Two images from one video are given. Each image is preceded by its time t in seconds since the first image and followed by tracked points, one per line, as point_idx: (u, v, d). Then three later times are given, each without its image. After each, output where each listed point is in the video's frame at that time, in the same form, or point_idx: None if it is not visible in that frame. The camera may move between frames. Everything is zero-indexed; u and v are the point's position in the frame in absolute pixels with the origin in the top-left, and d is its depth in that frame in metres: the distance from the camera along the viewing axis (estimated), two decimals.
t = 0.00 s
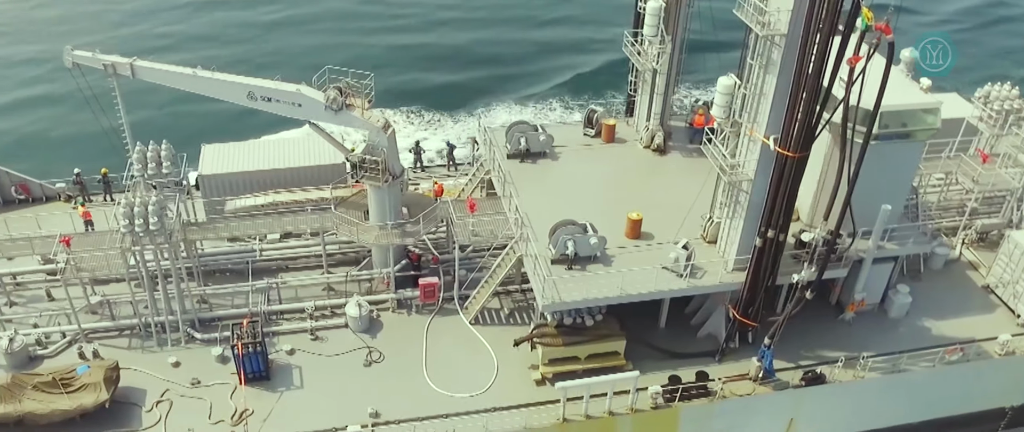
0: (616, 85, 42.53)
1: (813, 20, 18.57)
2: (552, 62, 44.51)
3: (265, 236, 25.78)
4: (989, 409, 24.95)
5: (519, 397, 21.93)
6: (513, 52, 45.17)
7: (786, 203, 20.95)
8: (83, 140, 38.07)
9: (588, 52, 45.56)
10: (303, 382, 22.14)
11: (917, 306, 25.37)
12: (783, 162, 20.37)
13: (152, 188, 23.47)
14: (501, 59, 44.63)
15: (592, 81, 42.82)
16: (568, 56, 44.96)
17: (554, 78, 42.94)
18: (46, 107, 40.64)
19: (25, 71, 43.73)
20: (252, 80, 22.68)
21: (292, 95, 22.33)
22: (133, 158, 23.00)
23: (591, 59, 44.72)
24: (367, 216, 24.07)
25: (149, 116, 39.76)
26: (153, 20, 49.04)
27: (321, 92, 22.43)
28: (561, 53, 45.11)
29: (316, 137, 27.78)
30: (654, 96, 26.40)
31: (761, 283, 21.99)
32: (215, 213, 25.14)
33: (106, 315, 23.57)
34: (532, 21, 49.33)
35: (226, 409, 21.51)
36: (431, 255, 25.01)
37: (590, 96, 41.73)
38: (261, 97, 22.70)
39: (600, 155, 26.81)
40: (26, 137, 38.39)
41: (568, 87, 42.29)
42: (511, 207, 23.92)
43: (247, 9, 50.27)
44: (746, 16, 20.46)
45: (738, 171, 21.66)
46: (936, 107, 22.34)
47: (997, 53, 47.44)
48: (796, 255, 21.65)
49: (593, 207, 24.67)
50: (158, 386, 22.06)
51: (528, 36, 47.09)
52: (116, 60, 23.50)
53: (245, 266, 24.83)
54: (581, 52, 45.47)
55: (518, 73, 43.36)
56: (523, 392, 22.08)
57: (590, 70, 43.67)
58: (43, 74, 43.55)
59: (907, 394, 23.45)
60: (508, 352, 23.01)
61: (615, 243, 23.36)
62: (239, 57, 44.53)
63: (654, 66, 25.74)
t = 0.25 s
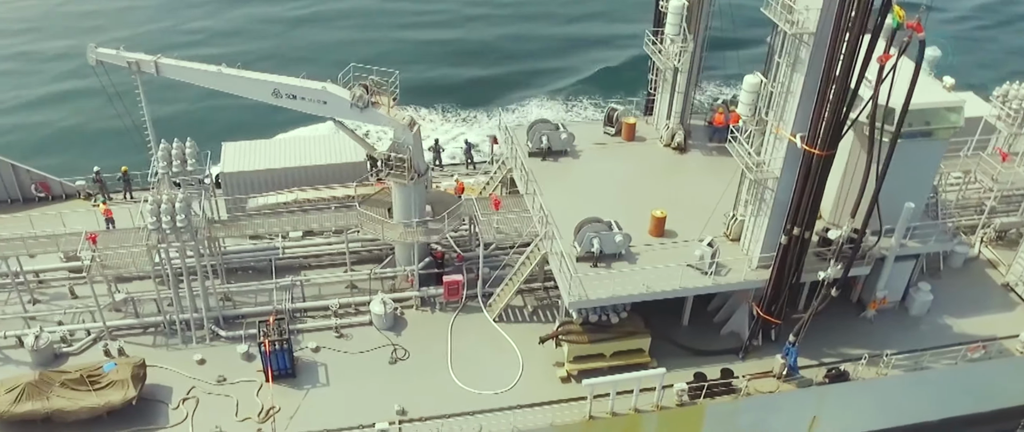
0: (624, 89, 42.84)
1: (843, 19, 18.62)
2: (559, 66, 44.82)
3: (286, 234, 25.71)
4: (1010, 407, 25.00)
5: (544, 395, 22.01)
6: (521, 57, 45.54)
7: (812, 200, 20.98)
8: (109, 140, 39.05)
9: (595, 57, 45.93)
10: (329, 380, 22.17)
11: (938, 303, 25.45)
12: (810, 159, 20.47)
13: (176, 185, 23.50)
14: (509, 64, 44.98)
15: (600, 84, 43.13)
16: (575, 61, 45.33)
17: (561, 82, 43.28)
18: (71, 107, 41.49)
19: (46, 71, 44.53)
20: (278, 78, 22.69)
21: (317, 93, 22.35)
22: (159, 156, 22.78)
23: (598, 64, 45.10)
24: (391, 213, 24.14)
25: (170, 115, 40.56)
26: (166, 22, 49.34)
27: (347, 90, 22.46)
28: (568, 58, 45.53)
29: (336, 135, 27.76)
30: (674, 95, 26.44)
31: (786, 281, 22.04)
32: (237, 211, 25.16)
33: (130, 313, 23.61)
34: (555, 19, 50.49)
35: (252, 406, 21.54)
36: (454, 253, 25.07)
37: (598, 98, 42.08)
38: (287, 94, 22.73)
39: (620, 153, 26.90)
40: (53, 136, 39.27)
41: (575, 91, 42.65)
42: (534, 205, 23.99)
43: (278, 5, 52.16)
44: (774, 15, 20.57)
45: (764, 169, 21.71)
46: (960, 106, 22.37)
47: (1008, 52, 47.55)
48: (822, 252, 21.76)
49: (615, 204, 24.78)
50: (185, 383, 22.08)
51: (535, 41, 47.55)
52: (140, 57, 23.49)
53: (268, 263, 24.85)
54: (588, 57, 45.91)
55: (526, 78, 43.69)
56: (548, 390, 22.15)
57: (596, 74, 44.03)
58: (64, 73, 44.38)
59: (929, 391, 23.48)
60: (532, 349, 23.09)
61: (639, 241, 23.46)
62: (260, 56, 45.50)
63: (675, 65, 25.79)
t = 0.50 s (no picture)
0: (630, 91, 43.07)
1: (868, 17, 18.67)
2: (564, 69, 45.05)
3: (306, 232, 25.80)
4: None
5: (566, 392, 22.05)
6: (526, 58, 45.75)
7: (834, 198, 20.97)
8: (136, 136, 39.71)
9: (600, 59, 46.15)
10: (350, 377, 22.20)
11: (955, 302, 25.50)
12: (832, 157, 20.47)
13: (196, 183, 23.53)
14: (514, 67, 45.22)
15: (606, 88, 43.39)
16: (580, 64, 45.57)
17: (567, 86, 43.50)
18: (97, 105, 42.11)
19: (72, 71, 45.22)
20: (300, 75, 22.73)
21: (339, 90, 22.35)
22: (179, 154, 23.00)
23: (604, 67, 45.32)
24: (410, 211, 24.17)
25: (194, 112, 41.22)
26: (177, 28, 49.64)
27: (368, 88, 22.49)
28: (573, 62, 45.78)
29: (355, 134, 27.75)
30: (692, 94, 26.49)
31: (806, 279, 22.09)
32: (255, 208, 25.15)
33: (150, 310, 23.61)
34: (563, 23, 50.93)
35: (274, 403, 21.56)
36: (473, 251, 25.11)
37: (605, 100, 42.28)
38: (307, 92, 22.74)
39: (637, 151, 26.96)
40: (81, 132, 39.84)
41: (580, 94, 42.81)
42: (553, 203, 24.03)
43: (297, 2, 53.51)
44: (797, 13, 20.65)
45: (786, 167, 21.73)
46: (978, 104, 22.36)
47: (1016, 58, 47.90)
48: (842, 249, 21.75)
49: (634, 203, 24.80)
50: (207, 380, 22.10)
51: (541, 44, 47.84)
52: (161, 55, 23.51)
53: (288, 261, 24.86)
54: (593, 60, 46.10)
55: (532, 81, 43.90)
56: (570, 387, 22.20)
57: (602, 77, 44.25)
58: (88, 73, 45.08)
59: (948, 389, 23.51)
60: (553, 347, 23.12)
61: (659, 239, 23.55)
62: (284, 53, 46.57)
63: (692, 63, 25.84)
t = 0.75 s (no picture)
0: (639, 88, 43.22)
1: (902, 14, 18.71)
2: (574, 67, 45.17)
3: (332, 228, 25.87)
4: None
5: (595, 388, 22.11)
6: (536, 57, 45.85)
7: (863, 195, 20.99)
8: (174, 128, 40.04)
9: (610, 58, 46.35)
10: (379, 373, 22.21)
11: (978, 299, 25.58)
12: (862, 153, 20.45)
13: (223, 179, 23.54)
14: (527, 65, 45.28)
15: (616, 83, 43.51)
16: (594, 62, 45.64)
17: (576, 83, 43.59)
18: (128, 99, 42.28)
19: (96, 66, 45.19)
20: (328, 71, 22.75)
21: (368, 86, 22.37)
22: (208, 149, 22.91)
23: (613, 65, 45.46)
24: (437, 207, 24.20)
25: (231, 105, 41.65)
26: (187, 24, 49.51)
27: (397, 84, 22.53)
28: (587, 60, 45.88)
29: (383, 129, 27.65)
30: (715, 92, 26.55)
31: (833, 276, 22.15)
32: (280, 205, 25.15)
33: (176, 307, 23.62)
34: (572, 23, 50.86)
35: (304, 399, 21.56)
36: (499, 248, 24.91)
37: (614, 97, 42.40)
38: (336, 88, 22.76)
39: (660, 148, 27.04)
40: (105, 126, 39.79)
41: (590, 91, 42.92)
42: (579, 200, 24.10)
43: None
44: (829, 9, 20.68)
45: (815, 163, 21.73)
46: (1005, 101, 22.36)
47: None
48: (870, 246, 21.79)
49: (658, 201, 24.82)
50: (236, 376, 22.10)
51: (551, 43, 47.93)
52: (188, 51, 23.51)
53: (313, 257, 24.95)
54: (601, 58, 46.22)
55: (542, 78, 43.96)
56: (598, 383, 22.28)
57: (613, 75, 44.31)
58: (101, 67, 44.92)
59: (973, 386, 23.53)
60: (580, 344, 23.19)
61: (686, 235, 23.65)
62: (298, 50, 46.59)
63: (717, 60, 25.91)
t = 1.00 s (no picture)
0: (650, 84, 43.25)
1: (931, 11, 18.72)
2: (585, 64, 45.20)
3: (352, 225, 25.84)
4: None
5: (619, 385, 22.15)
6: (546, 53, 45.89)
7: (887, 191, 20.97)
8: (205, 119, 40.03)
9: (627, 52, 46.44)
10: (403, 369, 22.22)
11: (999, 296, 25.61)
12: (887, 149, 20.46)
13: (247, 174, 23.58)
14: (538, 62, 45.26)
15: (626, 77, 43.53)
16: (606, 60, 45.62)
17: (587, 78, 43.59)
18: (154, 92, 42.28)
19: (112, 60, 45.04)
20: (352, 68, 22.76)
21: (392, 83, 22.39)
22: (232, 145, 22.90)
23: (626, 61, 45.39)
24: (459, 203, 24.22)
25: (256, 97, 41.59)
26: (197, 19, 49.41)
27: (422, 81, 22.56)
28: (599, 57, 45.86)
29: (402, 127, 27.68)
30: (735, 89, 26.54)
31: (856, 272, 22.19)
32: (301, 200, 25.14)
33: (199, 303, 23.61)
34: (579, 18, 50.90)
35: (329, 395, 21.58)
36: (521, 244, 24.99)
37: (625, 93, 42.41)
38: (359, 84, 22.76)
39: (680, 145, 27.09)
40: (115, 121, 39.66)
41: (600, 87, 42.93)
42: (601, 196, 24.14)
43: None
44: (855, 6, 20.71)
45: (839, 159, 21.77)
46: None
47: None
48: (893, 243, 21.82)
49: (680, 198, 24.85)
50: (260, 373, 22.09)
51: (568, 38, 48.06)
52: (211, 47, 23.53)
53: (335, 254, 24.81)
54: (609, 52, 46.32)
55: (552, 75, 43.96)
56: (622, 379, 22.32)
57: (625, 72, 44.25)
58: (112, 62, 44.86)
59: (994, 383, 23.54)
60: (603, 341, 23.21)
61: (709, 232, 23.70)
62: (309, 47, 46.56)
63: (738, 58, 25.98)
